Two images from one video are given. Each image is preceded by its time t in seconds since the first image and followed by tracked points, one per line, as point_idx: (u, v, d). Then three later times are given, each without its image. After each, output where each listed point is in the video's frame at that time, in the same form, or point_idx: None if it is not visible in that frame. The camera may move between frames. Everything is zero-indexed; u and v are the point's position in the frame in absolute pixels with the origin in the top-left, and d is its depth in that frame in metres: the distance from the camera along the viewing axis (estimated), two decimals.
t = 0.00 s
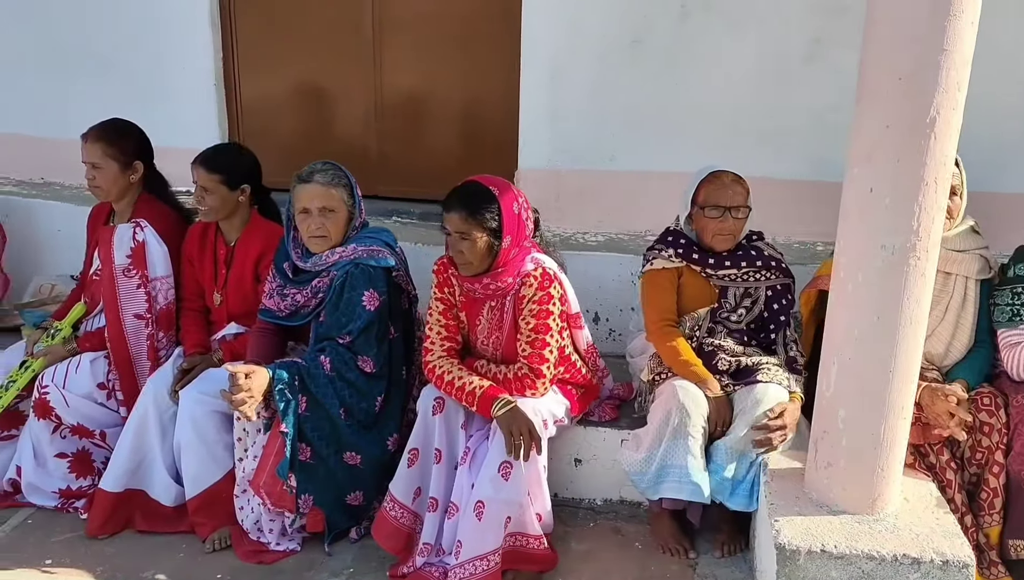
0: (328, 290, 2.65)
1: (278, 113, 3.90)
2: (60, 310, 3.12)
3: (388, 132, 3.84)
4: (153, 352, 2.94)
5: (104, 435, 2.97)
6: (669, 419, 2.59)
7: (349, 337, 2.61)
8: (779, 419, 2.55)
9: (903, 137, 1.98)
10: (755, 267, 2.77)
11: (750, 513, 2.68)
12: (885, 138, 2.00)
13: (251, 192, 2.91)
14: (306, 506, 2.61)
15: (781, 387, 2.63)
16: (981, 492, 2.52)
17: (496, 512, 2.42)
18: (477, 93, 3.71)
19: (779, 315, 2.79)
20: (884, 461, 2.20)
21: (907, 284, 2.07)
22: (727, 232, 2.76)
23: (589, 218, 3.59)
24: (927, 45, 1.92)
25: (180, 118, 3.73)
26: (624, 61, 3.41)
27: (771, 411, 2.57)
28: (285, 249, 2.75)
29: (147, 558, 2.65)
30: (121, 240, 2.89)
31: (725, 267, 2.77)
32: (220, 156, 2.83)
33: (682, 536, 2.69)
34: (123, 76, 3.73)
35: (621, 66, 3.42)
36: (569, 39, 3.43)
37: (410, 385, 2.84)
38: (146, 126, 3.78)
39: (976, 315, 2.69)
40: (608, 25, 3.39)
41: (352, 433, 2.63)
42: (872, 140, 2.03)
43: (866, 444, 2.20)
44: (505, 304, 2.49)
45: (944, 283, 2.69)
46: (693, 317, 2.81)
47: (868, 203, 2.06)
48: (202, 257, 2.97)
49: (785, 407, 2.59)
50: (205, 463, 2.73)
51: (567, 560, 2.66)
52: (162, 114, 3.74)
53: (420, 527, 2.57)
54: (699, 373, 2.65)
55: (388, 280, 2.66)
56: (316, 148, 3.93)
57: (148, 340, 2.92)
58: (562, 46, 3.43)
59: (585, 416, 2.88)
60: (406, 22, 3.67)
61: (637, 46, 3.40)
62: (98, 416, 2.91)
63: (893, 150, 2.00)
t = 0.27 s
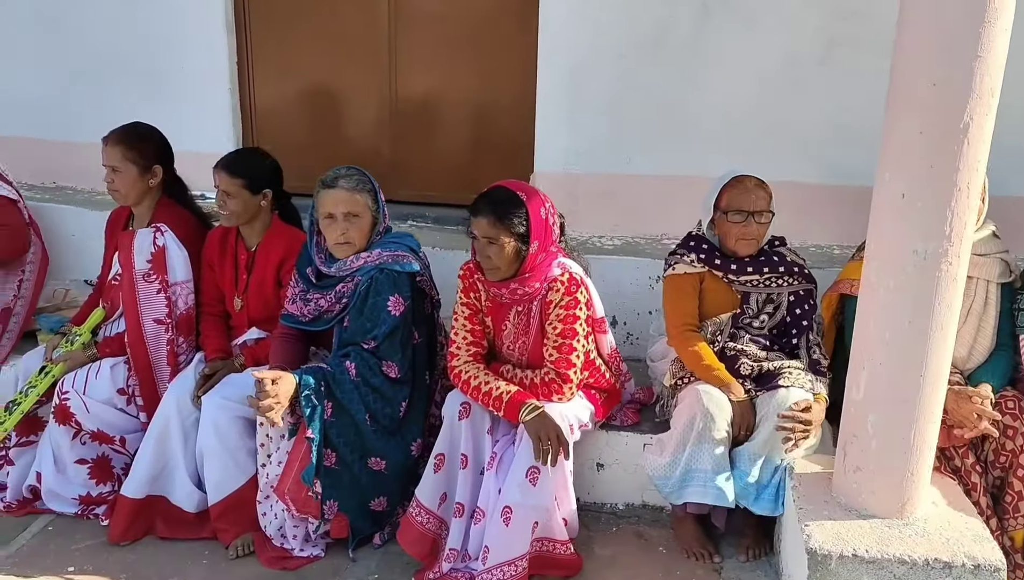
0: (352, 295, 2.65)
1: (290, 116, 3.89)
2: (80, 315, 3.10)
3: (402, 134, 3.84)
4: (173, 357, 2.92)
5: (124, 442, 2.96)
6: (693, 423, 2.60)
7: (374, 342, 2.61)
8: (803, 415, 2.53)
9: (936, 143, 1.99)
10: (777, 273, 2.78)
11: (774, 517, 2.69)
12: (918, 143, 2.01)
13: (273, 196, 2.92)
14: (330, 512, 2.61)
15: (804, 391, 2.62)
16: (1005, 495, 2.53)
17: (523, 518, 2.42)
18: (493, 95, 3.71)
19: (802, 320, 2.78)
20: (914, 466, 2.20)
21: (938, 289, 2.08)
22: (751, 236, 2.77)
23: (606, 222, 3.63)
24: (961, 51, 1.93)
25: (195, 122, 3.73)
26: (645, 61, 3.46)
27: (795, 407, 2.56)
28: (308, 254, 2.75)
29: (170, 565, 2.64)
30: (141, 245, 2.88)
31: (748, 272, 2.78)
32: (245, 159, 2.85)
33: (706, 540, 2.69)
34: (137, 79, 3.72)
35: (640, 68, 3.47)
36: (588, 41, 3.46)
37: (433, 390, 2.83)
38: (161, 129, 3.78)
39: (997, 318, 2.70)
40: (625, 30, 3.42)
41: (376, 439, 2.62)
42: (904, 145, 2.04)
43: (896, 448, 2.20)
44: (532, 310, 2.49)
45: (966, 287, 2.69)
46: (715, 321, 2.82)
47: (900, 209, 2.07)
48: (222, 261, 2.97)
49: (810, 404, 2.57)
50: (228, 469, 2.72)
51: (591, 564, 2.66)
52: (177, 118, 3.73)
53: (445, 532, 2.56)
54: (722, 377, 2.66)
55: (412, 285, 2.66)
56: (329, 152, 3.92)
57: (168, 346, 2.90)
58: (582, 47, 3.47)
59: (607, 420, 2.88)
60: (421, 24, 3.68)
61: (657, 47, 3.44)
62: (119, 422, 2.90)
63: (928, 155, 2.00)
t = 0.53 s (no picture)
0: (375, 301, 2.65)
1: (304, 120, 3.89)
2: (96, 321, 3.09)
3: (416, 139, 3.85)
4: (190, 362, 2.91)
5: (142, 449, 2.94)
6: (715, 427, 2.60)
7: (397, 348, 2.61)
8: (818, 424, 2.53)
9: (965, 149, 2.00)
10: (797, 279, 2.79)
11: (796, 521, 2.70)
12: (946, 150, 2.02)
13: (293, 203, 2.93)
14: (353, 519, 2.61)
15: (826, 401, 2.62)
16: None
17: (549, 523, 2.42)
18: (507, 99, 3.72)
19: (822, 325, 2.80)
20: (940, 469, 2.21)
21: (966, 294, 2.09)
22: (772, 241, 2.78)
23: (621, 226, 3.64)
24: (991, 58, 1.94)
25: (210, 127, 3.75)
26: (658, 69, 3.46)
27: (807, 415, 2.57)
28: (329, 260, 2.76)
29: (192, 572, 2.64)
30: (158, 250, 2.87)
31: (767, 278, 2.79)
32: (265, 166, 2.85)
33: (728, 544, 2.69)
34: (152, 85, 3.74)
35: (655, 74, 3.47)
36: (603, 47, 3.46)
37: (454, 396, 2.84)
38: (176, 135, 3.80)
39: (1017, 322, 2.69)
40: (640, 36, 3.43)
41: (399, 444, 2.62)
42: (933, 151, 2.05)
43: (921, 452, 2.21)
44: (556, 316, 2.49)
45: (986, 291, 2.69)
46: (736, 327, 2.82)
47: (928, 214, 2.08)
48: (241, 267, 2.96)
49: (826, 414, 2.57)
50: (250, 476, 2.73)
51: (614, 569, 2.66)
52: (192, 124, 3.75)
53: (468, 538, 2.54)
54: (742, 381, 2.66)
55: (435, 291, 2.66)
56: (343, 156, 3.93)
57: (186, 351, 2.90)
58: (596, 53, 3.47)
59: (628, 425, 2.88)
60: (435, 29, 3.68)
61: (671, 55, 3.44)
62: (138, 429, 2.89)
63: (956, 161, 2.01)
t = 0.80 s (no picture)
0: (393, 305, 2.64)
1: (315, 122, 3.88)
2: (109, 327, 3.07)
3: (427, 141, 3.84)
4: (204, 368, 2.90)
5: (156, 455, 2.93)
6: (732, 431, 2.58)
7: (414, 353, 2.60)
8: (836, 433, 2.55)
9: (991, 153, 2.00)
10: (814, 282, 2.78)
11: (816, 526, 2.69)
12: (972, 153, 2.02)
13: (308, 208, 2.93)
14: (372, 525, 2.59)
15: (844, 406, 2.64)
16: None
17: (570, 528, 2.41)
18: (519, 101, 3.71)
19: (840, 328, 2.79)
20: (964, 473, 2.20)
21: (991, 297, 2.08)
22: (789, 244, 2.77)
23: (633, 229, 3.63)
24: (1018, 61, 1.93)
25: (220, 131, 3.74)
26: (672, 73, 3.45)
27: (829, 424, 2.59)
28: (346, 265, 2.75)
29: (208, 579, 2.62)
30: (173, 255, 2.86)
31: (785, 281, 2.78)
32: (280, 171, 2.84)
33: (747, 549, 2.68)
34: (163, 88, 3.73)
35: (668, 77, 3.46)
36: (616, 51, 3.45)
37: (470, 401, 2.83)
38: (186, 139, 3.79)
39: None
40: (653, 40, 3.43)
41: (417, 450, 2.61)
42: (958, 155, 2.05)
43: (946, 456, 2.20)
44: (576, 319, 2.47)
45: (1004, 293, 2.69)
46: (754, 330, 2.81)
47: (954, 217, 2.08)
48: (255, 271, 2.95)
49: (846, 422, 2.59)
50: (267, 482, 2.71)
51: (633, 574, 2.65)
52: (202, 127, 3.74)
53: (487, 544, 2.53)
54: (760, 384, 2.64)
55: (452, 296, 2.65)
56: (354, 159, 3.92)
57: (200, 356, 2.88)
58: (610, 56, 3.46)
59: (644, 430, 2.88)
60: (448, 30, 3.67)
61: (684, 60, 3.44)
62: (153, 435, 2.88)
63: (982, 164, 2.01)
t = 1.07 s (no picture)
0: (412, 307, 2.62)
1: (329, 123, 3.87)
2: (125, 329, 3.06)
3: (441, 142, 3.82)
4: (222, 370, 2.88)
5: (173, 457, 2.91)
6: (757, 432, 2.57)
7: (434, 354, 2.58)
8: (859, 435, 2.53)
9: None
10: (835, 281, 2.76)
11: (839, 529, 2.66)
12: (1004, 152, 1.99)
13: (325, 208, 2.90)
14: (391, 528, 2.57)
15: (866, 406, 2.61)
16: None
17: (593, 532, 2.38)
18: (534, 103, 3.69)
19: (861, 328, 2.77)
20: (994, 476, 2.18)
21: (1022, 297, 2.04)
22: (810, 244, 2.74)
23: (649, 230, 3.61)
24: None
25: (233, 133, 3.72)
26: (688, 73, 3.43)
27: (852, 424, 2.57)
28: (364, 266, 2.73)
29: None
30: (190, 257, 2.84)
31: (806, 281, 2.76)
32: (298, 171, 2.82)
33: (770, 551, 2.64)
34: (175, 90, 3.71)
35: (684, 78, 3.43)
36: (631, 52, 3.43)
37: (489, 403, 2.80)
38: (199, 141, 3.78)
39: None
40: (670, 40, 3.40)
41: (438, 452, 2.58)
42: (989, 153, 2.02)
43: (975, 457, 2.17)
44: (598, 320, 2.45)
45: None
46: (775, 331, 2.79)
47: (984, 217, 2.05)
48: (272, 272, 2.94)
49: (869, 422, 2.58)
50: (285, 485, 2.69)
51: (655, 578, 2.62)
52: (215, 129, 3.73)
53: (509, 547, 2.50)
54: (786, 386, 2.61)
55: (472, 296, 2.62)
56: (367, 160, 3.91)
57: (218, 358, 2.86)
58: (625, 57, 3.44)
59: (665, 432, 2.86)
60: (462, 31, 3.65)
61: (700, 60, 3.41)
62: (169, 438, 2.86)
63: (1014, 162, 1.98)
